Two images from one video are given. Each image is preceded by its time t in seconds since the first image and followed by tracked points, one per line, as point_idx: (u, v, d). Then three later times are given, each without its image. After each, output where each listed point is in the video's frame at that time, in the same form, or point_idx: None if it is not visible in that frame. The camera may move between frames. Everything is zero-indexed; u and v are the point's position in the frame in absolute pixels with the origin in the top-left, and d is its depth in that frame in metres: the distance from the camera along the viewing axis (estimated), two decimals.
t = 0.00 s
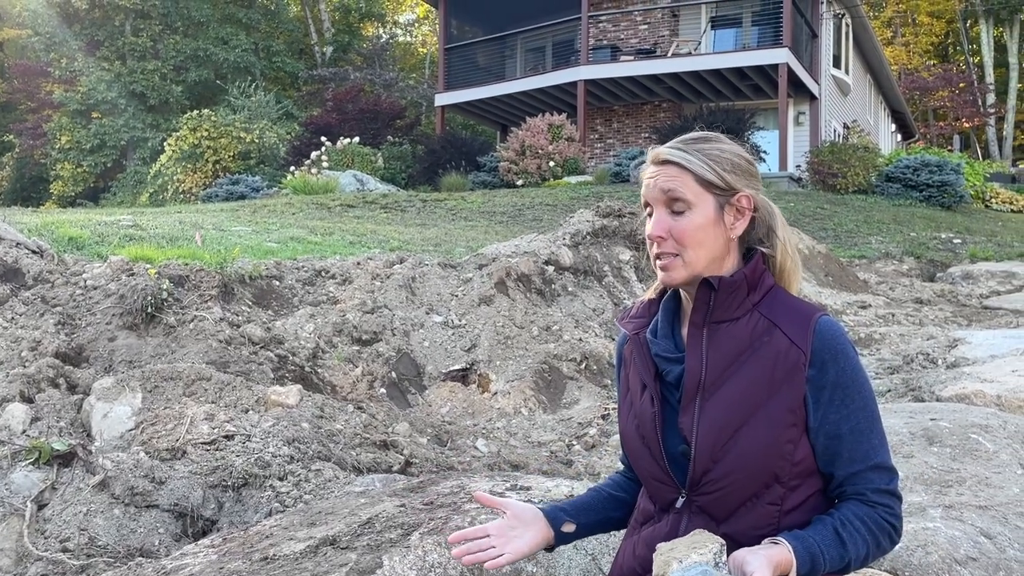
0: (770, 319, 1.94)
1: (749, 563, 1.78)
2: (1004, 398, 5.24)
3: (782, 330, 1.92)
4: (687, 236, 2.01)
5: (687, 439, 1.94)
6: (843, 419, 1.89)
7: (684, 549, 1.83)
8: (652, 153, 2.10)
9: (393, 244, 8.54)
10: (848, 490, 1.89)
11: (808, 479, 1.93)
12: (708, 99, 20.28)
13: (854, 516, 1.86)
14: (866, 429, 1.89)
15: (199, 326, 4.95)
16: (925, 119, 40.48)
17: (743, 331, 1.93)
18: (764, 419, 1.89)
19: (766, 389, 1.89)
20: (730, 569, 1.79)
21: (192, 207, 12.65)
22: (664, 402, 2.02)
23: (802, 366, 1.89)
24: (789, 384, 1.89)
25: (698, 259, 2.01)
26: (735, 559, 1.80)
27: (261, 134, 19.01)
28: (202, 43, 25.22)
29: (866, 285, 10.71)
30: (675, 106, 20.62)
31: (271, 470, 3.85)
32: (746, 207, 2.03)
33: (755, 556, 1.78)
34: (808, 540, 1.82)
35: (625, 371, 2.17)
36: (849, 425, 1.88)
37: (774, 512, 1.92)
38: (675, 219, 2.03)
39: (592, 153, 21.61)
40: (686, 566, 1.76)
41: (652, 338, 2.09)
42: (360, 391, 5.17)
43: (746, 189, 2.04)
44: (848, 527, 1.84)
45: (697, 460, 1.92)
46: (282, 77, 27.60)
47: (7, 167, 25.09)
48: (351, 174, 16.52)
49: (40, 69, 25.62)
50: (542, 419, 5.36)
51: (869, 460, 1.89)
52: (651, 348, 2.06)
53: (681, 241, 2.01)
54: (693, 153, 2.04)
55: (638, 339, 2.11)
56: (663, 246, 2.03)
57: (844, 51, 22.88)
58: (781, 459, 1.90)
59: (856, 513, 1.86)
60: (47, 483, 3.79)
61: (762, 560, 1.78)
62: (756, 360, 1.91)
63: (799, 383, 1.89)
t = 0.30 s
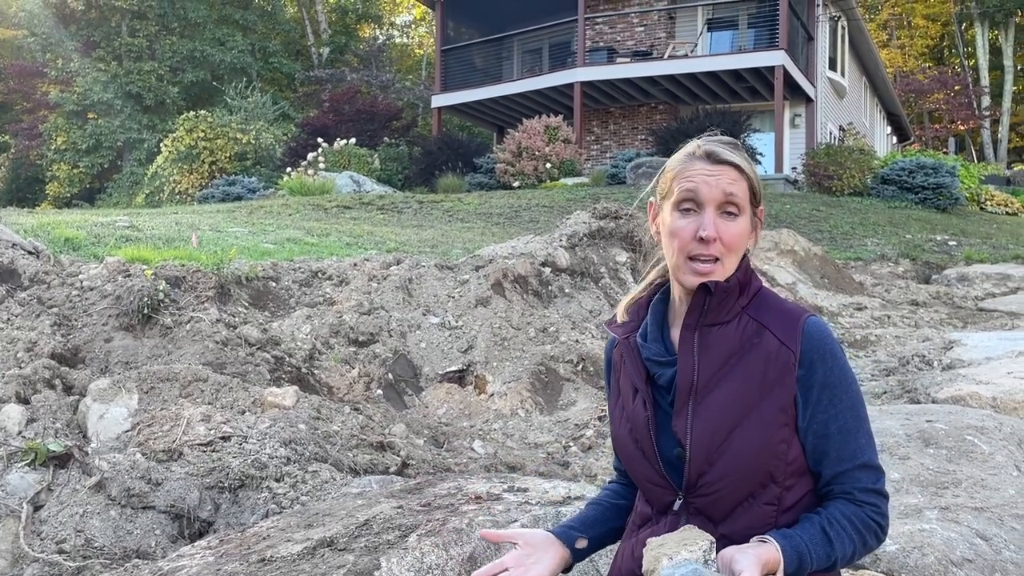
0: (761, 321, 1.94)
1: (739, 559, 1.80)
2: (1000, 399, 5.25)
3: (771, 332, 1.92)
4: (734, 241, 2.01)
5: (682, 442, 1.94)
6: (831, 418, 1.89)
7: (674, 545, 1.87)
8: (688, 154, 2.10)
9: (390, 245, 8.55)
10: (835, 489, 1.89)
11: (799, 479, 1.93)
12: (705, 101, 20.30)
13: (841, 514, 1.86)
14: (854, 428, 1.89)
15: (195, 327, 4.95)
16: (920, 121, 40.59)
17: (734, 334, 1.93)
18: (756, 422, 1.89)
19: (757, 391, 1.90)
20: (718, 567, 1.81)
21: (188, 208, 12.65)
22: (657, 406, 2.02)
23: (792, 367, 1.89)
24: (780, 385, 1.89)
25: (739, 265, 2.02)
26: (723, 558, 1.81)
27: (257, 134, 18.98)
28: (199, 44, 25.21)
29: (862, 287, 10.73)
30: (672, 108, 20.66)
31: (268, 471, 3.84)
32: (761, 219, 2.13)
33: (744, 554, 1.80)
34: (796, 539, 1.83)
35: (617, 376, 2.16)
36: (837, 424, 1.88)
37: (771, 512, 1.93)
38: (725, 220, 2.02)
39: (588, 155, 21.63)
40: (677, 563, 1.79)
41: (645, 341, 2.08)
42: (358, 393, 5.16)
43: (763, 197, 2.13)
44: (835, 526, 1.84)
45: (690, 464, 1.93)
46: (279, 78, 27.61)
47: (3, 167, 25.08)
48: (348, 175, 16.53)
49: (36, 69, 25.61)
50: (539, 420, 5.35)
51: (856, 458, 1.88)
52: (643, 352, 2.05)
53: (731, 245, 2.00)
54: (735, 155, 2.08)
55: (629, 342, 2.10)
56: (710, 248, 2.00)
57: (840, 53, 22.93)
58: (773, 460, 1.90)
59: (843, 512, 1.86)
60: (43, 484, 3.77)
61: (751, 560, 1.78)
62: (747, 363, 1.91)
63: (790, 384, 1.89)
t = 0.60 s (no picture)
0: (759, 322, 1.94)
1: (758, 567, 1.77)
2: (997, 400, 5.25)
3: (770, 333, 1.92)
4: (728, 242, 2.00)
5: (687, 447, 1.92)
6: (833, 416, 1.89)
7: (695, 557, 1.80)
8: (682, 155, 2.10)
9: (387, 245, 8.55)
10: (836, 486, 1.89)
11: (802, 479, 1.93)
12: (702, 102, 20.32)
13: (845, 511, 1.86)
14: (853, 424, 1.89)
15: (192, 328, 4.96)
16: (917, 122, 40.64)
17: (733, 338, 1.93)
18: (759, 425, 1.89)
19: (759, 393, 1.89)
20: None
21: (185, 208, 12.63)
22: (658, 410, 2.00)
23: (793, 368, 1.89)
24: (782, 387, 1.89)
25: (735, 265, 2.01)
26: (744, 564, 1.79)
27: (255, 134, 18.94)
28: (196, 45, 25.20)
29: (859, 287, 10.74)
30: (669, 109, 20.66)
31: (265, 472, 3.83)
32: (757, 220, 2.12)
33: (764, 562, 1.78)
34: (807, 540, 1.82)
35: (610, 379, 2.14)
36: (838, 422, 1.89)
37: (776, 513, 1.93)
38: (719, 221, 2.02)
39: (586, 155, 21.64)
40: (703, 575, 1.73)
41: (642, 345, 2.06)
42: (355, 394, 5.15)
43: (757, 198, 2.14)
44: (842, 524, 1.84)
45: (696, 469, 1.91)
46: (276, 79, 27.60)
47: None
48: (345, 175, 16.52)
49: (32, 69, 25.59)
50: (536, 420, 5.35)
51: (856, 455, 1.89)
52: (642, 356, 2.03)
53: (725, 245, 1.99)
54: (731, 155, 2.09)
55: (625, 344, 2.08)
56: (704, 249, 1.99)
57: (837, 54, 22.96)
58: (776, 462, 1.90)
59: (847, 509, 1.86)
60: (39, 485, 3.76)
61: (772, 565, 1.77)
62: (748, 365, 1.90)
63: (791, 386, 1.89)
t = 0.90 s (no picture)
0: (764, 321, 1.93)
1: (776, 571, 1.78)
2: (994, 400, 5.26)
3: (776, 331, 1.91)
4: (730, 239, 1.99)
5: (696, 448, 1.91)
6: (838, 415, 1.89)
7: (716, 561, 1.79)
8: (680, 153, 2.10)
9: (385, 245, 8.54)
10: (841, 484, 1.89)
11: (805, 478, 1.93)
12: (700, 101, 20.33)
13: (850, 509, 1.87)
14: (857, 421, 1.90)
15: (189, 328, 4.95)
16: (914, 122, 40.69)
17: (738, 337, 1.92)
18: (765, 425, 1.88)
19: (766, 394, 1.89)
20: None
21: (182, 208, 12.58)
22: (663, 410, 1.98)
23: (799, 367, 1.89)
24: (789, 386, 1.88)
25: (736, 262, 2.00)
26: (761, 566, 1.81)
27: (252, 134, 18.89)
28: (194, 44, 25.16)
29: (857, 287, 10.75)
30: (667, 109, 20.67)
31: (262, 471, 3.83)
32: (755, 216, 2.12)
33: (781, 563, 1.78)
34: (818, 540, 1.82)
35: (610, 377, 2.11)
36: (843, 420, 1.89)
37: (780, 513, 1.92)
38: (719, 220, 2.02)
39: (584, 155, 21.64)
40: None
41: (646, 345, 2.03)
42: (352, 393, 5.15)
43: (754, 194, 2.13)
44: (850, 522, 1.85)
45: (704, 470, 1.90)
46: (274, 79, 27.57)
47: None
48: (343, 175, 16.52)
49: (29, 69, 25.57)
50: (533, 420, 5.34)
51: (860, 453, 1.89)
52: (646, 357, 2.01)
53: (726, 242, 1.98)
54: (727, 153, 2.08)
55: (629, 344, 2.05)
56: (706, 247, 1.98)
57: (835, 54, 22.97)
58: (783, 461, 1.89)
59: (853, 507, 1.87)
60: (35, 485, 3.76)
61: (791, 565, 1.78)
62: (755, 364, 1.89)
63: (799, 385, 1.88)
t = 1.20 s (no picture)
0: (761, 321, 1.93)
1: (769, 573, 1.78)
2: (992, 398, 5.26)
3: (772, 331, 1.91)
4: (728, 238, 1.99)
5: (691, 448, 1.91)
6: (836, 416, 1.89)
7: (705, 567, 1.80)
8: (679, 152, 2.10)
9: (383, 244, 8.52)
10: (840, 485, 1.89)
11: (803, 478, 1.93)
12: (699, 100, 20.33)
13: (848, 509, 1.86)
14: (854, 421, 1.90)
15: (187, 327, 4.94)
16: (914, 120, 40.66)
17: (735, 336, 1.91)
18: (762, 426, 1.88)
19: (763, 394, 1.88)
20: None
21: (180, 207, 12.55)
22: (660, 410, 1.98)
23: (796, 367, 1.89)
24: (785, 386, 1.88)
25: (733, 262, 2.00)
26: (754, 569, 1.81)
27: (251, 133, 18.87)
28: (192, 43, 25.12)
29: (855, 286, 10.75)
30: (666, 108, 20.67)
31: (260, 471, 3.83)
32: (754, 216, 2.13)
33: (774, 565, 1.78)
34: (813, 541, 1.82)
35: (605, 378, 2.11)
36: (840, 421, 1.89)
37: (776, 514, 1.92)
38: (717, 220, 2.02)
39: (583, 154, 21.64)
40: None
41: (643, 345, 2.04)
42: (350, 393, 5.17)
43: (753, 194, 2.14)
44: (846, 523, 1.85)
45: (699, 470, 1.90)
46: (272, 78, 27.55)
47: None
48: (341, 174, 16.51)
49: (28, 68, 25.54)
50: (531, 419, 5.34)
51: (859, 454, 1.89)
52: (642, 357, 2.01)
53: (724, 241, 1.98)
54: (727, 152, 2.08)
55: (626, 345, 2.05)
56: (703, 247, 1.98)
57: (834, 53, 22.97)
58: (779, 461, 1.89)
59: (850, 508, 1.87)
60: (33, 485, 3.78)
61: (785, 568, 1.78)
62: (751, 364, 1.89)
63: (795, 386, 1.88)
